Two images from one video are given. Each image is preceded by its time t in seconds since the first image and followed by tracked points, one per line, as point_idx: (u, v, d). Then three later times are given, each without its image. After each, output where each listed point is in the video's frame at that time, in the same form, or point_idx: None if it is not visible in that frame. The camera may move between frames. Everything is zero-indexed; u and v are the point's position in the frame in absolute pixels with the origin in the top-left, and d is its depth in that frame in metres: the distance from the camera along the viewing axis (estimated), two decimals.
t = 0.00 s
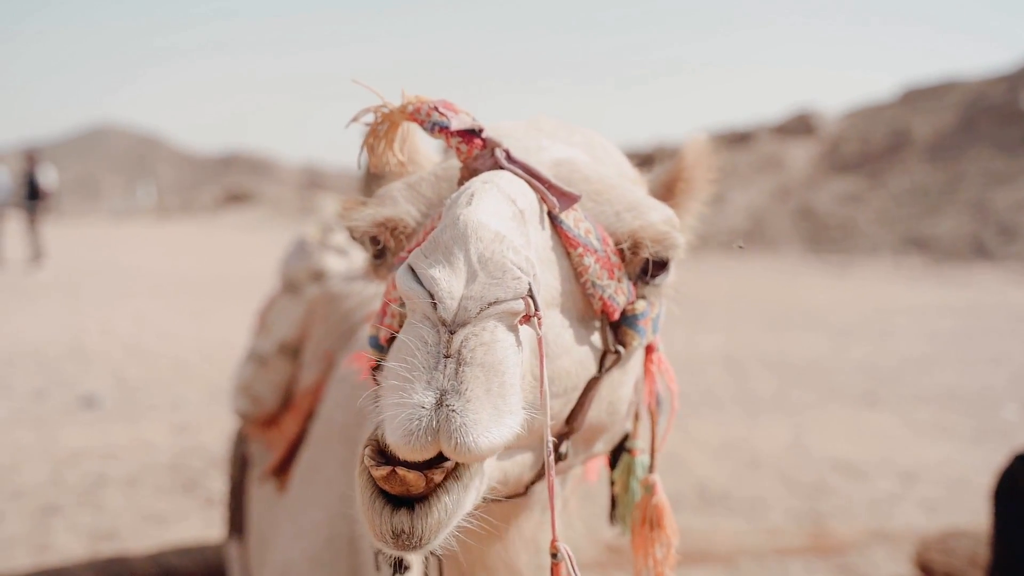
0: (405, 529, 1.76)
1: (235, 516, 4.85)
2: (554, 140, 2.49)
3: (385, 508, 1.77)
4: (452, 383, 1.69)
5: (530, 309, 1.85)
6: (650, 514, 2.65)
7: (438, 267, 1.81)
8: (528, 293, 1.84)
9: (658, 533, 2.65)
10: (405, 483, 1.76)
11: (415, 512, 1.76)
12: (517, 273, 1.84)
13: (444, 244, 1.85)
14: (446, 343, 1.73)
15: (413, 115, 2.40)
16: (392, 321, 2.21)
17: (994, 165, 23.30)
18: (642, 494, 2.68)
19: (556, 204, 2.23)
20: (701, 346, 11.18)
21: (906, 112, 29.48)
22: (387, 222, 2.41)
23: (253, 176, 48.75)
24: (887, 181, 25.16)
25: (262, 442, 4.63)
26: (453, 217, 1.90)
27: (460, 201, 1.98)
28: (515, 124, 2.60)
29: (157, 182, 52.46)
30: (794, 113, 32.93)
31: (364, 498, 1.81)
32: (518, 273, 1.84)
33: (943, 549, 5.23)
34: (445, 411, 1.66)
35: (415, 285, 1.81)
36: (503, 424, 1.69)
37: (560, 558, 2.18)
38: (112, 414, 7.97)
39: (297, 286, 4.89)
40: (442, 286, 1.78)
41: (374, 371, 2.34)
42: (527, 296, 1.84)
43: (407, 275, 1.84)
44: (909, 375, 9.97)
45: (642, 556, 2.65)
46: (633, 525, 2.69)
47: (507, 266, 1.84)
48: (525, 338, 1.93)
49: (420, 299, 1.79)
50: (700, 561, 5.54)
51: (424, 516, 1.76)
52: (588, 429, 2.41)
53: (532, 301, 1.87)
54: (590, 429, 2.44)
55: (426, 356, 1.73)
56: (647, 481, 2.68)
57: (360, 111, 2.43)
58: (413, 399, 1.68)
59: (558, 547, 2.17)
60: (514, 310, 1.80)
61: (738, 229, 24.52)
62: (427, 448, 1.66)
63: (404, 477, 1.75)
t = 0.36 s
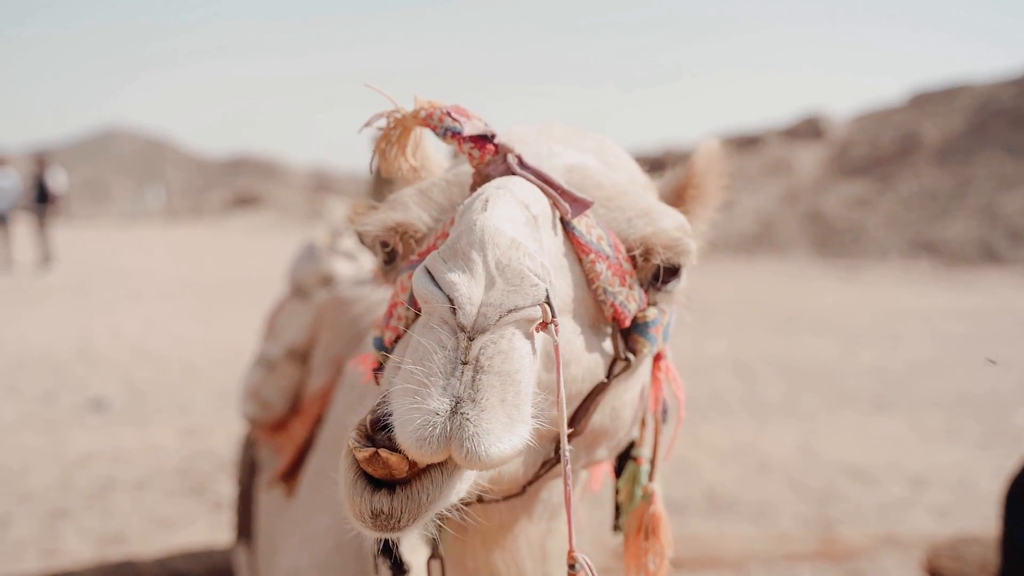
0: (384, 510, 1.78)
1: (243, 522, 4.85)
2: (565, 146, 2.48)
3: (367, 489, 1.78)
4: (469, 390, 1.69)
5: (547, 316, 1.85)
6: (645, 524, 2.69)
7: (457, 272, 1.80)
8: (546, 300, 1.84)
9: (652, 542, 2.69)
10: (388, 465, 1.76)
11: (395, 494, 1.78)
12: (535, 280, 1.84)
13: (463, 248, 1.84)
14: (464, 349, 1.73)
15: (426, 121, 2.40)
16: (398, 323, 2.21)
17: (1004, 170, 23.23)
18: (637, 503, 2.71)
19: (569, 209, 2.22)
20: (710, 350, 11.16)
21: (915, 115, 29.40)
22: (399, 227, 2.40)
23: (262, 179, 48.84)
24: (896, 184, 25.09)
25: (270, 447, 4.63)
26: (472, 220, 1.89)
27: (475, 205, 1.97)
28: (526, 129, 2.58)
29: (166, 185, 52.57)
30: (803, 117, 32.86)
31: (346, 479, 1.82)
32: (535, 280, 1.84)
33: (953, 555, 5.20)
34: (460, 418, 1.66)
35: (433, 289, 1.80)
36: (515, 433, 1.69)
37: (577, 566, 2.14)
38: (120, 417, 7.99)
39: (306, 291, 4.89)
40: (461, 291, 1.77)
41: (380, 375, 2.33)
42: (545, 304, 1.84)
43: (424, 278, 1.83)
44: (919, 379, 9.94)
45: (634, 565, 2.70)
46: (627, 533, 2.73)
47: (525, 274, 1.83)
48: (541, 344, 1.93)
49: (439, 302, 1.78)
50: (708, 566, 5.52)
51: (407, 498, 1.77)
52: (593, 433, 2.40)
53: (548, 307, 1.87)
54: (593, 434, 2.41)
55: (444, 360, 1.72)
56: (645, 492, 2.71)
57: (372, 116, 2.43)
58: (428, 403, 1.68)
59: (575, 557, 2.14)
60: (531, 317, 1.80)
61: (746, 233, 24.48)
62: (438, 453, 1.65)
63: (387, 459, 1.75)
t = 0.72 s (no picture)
0: (383, 499, 1.76)
1: (252, 528, 4.86)
2: (572, 151, 2.48)
3: (367, 479, 1.77)
4: (476, 394, 1.68)
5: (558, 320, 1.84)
6: (644, 530, 2.65)
7: (468, 276, 1.79)
8: (557, 306, 1.83)
9: (649, 550, 2.65)
10: (388, 453, 1.75)
11: (397, 483, 1.77)
12: (546, 285, 1.82)
13: (473, 252, 1.83)
14: (473, 353, 1.72)
15: (433, 126, 2.39)
16: (403, 328, 2.22)
17: (1013, 171, 23.15)
18: (638, 509, 2.67)
19: (578, 215, 2.22)
20: (717, 353, 11.13)
21: (924, 117, 29.31)
22: (406, 234, 2.41)
23: (270, 183, 48.92)
24: (905, 186, 25.02)
25: (278, 453, 4.62)
26: (483, 225, 1.89)
27: (486, 210, 1.97)
28: (531, 134, 2.58)
29: (175, 190, 52.66)
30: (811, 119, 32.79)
31: (347, 469, 1.81)
32: (546, 284, 1.83)
33: (964, 558, 5.17)
34: (464, 421, 1.66)
35: (444, 293, 1.79)
36: (521, 438, 1.69)
37: (584, 570, 2.12)
38: (128, 422, 8.00)
39: (314, 297, 4.89)
40: (472, 296, 1.75)
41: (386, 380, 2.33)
42: (556, 308, 1.83)
43: (435, 281, 1.82)
44: (928, 382, 9.90)
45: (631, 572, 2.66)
46: (626, 540, 2.69)
47: (535, 279, 1.82)
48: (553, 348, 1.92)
49: (450, 306, 1.76)
50: (717, 570, 5.50)
51: (409, 490, 1.76)
52: (599, 438, 2.38)
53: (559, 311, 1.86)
54: (597, 441, 2.40)
55: (453, 362, 1.72)
56: (646, 499, 2.68)
57: (379, 124, 2.43)
58: (434, 405, 1.68)
59: (584, 561, 2.11)
60: (542, 322, 1.79)
61: (754, 235, 24.42)
62: (441, 454, 1.66)
63: (387, 448, 1.74)
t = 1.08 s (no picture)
0: (406, 494, 1.76)
1: (260, 534, 4.86)
2: (574, 158, 2.47)
3: (389, 475, 1.77)
4: (483, 395, 1.68)
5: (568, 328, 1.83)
6: (646, 539, 2.64)
7: (479, 282, 1.78)
8: (567, 314, 1.82)
9: (653, 559, 2.64)
10: (414, 445, 1.75)
11: (419, 478, 1.76)
12: (556, 292, 1.81)
13: (484, 258, 1.82)
14: (483, 356, 1.72)
15: (438, 133, 2.39)
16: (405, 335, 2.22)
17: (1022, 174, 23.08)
18: (638, 517, 2.66)
19: (583, 221, 2.21)
20: (726, 357, 11.10)
21: (932, 119, 29.24)
22: (410, 240, 2.40)
23: (279, 187, 49.04)
24: (913, 189, 24.95)
25: (285, 459, 4.63)
26: (494, 231, 1.88)
27: (496, 216, 1.96)
28: (533, 141, 2.56)
29: (183, 194, 52.80)
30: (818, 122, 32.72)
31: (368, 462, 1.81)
32: (557, 292, 1.81)
33: (974, 563, 5.14)
34: (467, 420, 1.66)
35: (455, 297, 1.78)
36: (524, 445, 1.67)
37: None
38: (136, 427, 8.02)
39: (320, 303, 4.90)
40: (484, 300, 1.74)
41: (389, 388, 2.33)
42: (565, 316, 1.82)
43: (446, 285, 1.81)
44: (937, 386, 9.86)
45: None
46: (628, 548, 2.68)
47: (546, 286, 1.81)
48: (562, 355, 1.91)
49: (461, 310, 1.75)
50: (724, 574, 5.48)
51: (432, 487, 1.76)
52: (605, 447, 2.36)
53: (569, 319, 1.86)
54: (604, 449, 2.38)
55: (461, 363, 1.72)
56: (647, 506, 2.66)
57: (380, 130, 2.43)
58: (441, 397, 1.68)
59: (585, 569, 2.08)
60: (552, 329, 1.78)
61: (763, 238, 24.38)
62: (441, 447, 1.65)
63: (413, 438, 1.74)
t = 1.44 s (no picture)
0: (459, 497, 1.79)
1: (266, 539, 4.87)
2: (573, 164, 2.46)
3: (438, 478, 1.79)
4: (499, 393, 1.68)
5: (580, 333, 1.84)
6: (653, 542, 2.62)
7: (491, 285, 1.78)
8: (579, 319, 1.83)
9: (661, 562, 2.61)
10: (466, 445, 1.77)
11: (469, 480, 1.80)
12: (567, 297, 1.81)
13: (496, 261, 1.82)
14: (498, 357, 1.72)
15: (438, 140, 2.40)
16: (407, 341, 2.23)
17: None
18: (646, 519, 2.64)
19: (587, 226, 2.20)
20: (732, 361, 11.08)
21: (940, 122, 29.14)
22: (411, 248, 2.40)
23: (286, 191, 49.16)
24: (921, 192, 24.88)
25: (290, 464, 4.63)
26: (504, 235, 1.88)
27: (504, 221, 1.96)
28: (530, 146, 2.56)
29: (191, 197, 52.94)
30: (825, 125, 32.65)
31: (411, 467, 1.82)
32: (568, 297, 1.82)
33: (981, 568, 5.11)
34: (480, 417, 1.66)
35: (467, 301, 1.77)
36: (532, 448, 1.67)
37: None
38: (142, 430, 8.05)
39: (325, 308, 4.90)
40: (496, 304, 1.74)
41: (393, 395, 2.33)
42: (577, 322, 1.82)
43: (457, 288, 1.81)
44: (944, 390, 9.82)
45: None
46: (636, 552, 2.66)
47: (557, 290, 1.81)
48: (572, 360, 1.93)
49: (473, 314, 1.75)
50: None
51: (484, 487, 1.79)
52: (615, 453, 2.36)
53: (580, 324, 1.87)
54: (613, 455, 2.38)
55: (477, 361, 1.71)
56: (653, 508, 2.65)
57: (379, 138, 2.44)
58: (457, 386, 1.67)
59: None
60: (562, 334, 1.78)
61: (770, 241, 24.35)
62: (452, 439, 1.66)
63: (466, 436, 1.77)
